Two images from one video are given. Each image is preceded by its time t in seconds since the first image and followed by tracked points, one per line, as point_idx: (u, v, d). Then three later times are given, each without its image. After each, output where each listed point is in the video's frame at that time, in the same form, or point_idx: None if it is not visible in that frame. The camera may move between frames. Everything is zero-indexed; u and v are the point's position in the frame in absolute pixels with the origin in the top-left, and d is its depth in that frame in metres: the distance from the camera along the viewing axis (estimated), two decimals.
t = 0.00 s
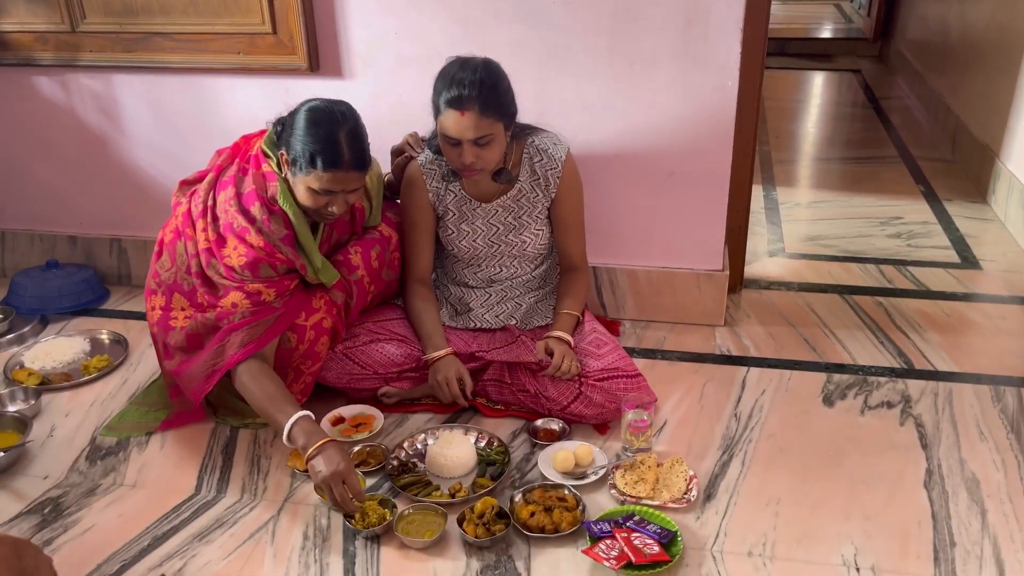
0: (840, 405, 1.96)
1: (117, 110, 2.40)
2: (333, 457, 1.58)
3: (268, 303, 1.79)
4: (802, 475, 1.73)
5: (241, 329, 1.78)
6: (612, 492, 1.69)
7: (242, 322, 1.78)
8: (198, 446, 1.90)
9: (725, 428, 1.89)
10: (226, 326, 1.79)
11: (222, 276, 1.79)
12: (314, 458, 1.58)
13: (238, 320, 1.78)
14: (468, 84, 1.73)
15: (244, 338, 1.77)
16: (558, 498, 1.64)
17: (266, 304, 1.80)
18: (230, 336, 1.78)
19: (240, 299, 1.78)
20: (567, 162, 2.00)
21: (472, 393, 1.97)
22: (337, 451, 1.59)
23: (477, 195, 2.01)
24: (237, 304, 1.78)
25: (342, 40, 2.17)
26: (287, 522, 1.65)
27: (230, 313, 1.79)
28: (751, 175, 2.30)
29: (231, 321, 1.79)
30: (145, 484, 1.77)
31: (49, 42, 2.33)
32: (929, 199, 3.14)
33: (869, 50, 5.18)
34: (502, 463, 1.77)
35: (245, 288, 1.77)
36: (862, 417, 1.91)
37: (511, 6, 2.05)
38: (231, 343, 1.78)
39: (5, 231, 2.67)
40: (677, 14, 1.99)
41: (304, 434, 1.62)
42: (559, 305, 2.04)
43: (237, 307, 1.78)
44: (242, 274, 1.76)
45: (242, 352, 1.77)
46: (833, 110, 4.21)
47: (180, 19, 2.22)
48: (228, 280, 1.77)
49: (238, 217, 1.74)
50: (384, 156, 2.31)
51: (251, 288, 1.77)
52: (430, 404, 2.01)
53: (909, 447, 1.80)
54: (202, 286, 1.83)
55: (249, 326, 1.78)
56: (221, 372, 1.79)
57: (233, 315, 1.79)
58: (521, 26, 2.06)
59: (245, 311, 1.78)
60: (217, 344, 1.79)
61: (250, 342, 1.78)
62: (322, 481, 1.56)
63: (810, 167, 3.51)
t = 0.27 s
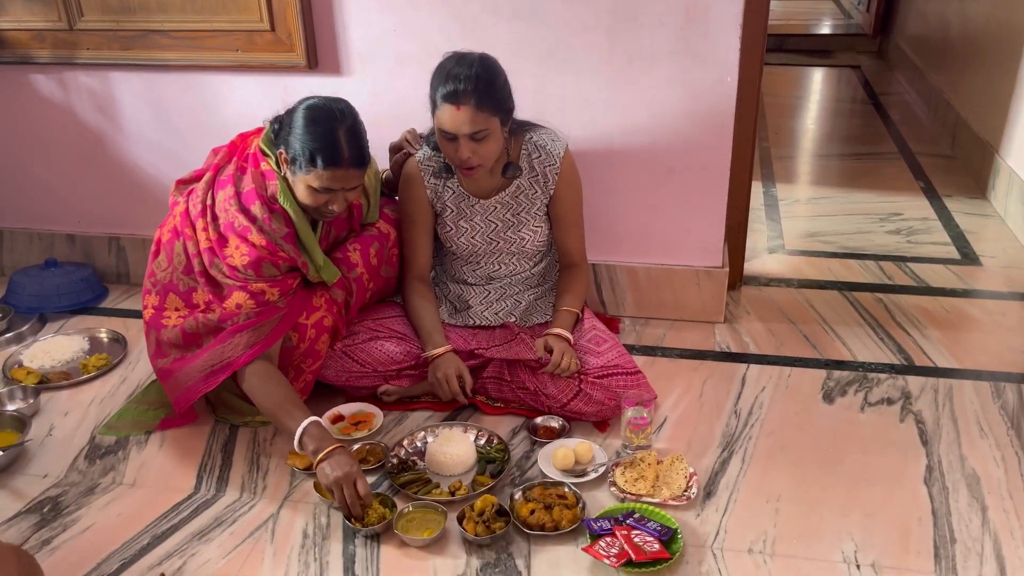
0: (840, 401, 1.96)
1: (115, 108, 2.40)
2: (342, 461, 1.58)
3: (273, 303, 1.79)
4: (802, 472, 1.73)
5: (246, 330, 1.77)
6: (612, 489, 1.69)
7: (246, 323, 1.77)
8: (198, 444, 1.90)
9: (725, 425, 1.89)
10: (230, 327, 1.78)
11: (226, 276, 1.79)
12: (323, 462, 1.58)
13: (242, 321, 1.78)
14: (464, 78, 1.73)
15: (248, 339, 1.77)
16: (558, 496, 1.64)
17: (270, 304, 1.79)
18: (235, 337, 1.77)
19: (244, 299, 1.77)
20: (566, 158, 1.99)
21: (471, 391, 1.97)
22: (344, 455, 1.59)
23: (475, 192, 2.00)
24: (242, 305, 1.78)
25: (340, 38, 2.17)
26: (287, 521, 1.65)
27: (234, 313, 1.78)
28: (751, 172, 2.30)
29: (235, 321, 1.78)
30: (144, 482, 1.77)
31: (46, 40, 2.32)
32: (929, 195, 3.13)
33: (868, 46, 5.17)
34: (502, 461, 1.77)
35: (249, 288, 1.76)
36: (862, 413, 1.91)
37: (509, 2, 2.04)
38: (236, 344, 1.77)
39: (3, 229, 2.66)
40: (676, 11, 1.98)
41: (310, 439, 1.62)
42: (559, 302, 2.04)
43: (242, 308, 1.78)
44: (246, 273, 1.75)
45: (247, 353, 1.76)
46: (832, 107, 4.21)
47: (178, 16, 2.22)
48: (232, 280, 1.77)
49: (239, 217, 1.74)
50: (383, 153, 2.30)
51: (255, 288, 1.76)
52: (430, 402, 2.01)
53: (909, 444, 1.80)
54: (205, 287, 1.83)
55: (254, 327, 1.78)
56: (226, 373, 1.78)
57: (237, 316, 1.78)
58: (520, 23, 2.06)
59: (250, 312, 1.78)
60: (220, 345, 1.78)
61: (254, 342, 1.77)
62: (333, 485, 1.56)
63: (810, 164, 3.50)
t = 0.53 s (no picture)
0: (839, 400, 1.96)
1: (113, 108, 2.40)
2: (332, 460, 1.57)
3: (272, 303, 1.79)
4: (802, 470, 1.73)
5: (245, 329, 1.77)
6: (612, 488, 1.69)
7: (246, 323, 1.77)
8: (197, 444, 1.90)
9: (725, 423, 1.89)
10: (229, 326, 1.78)
11: (226, 275, 1.78)
12: (313, 460, 1.57)
13: (241, 321, 1.78)
14: (461, 75, 1.73)
15: (247, 338, 1.77)
16: (558, 495, 1.64)
17: (269, 303, 1.79)
18: (234, 336, 1.77)
19: (243, 298, 1.77)
20: (565, 156, 1.99)
21: (471, 390, 1.97)
22: (336, 454, 1.58)
23: (474, 190, 2.00)
24: (241, 305, 1.77)
25: (339, 37, 2.17)
26: (286, 520, 1.65)
27: (234, 313, 1.78)
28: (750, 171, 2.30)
29: (235, 321, 1.78)
30: (144, 482, 1.77)
31: (45, 40, 2.32)
32: (928, 193, 3.13)
33: (866, 44, 5.17)
34: (502, 460, 1.77)
35: (249, 287, 1.76)
36: (861, 411, 1.91)
37: (508, 1, 2.04)
38: (234, 343, 1.77)
39: (1, 229, 2.66)
40: (675, 10, 1.98)
41: (303, 438, 1.62)
42: (558, 301, 2.04)
43: (241, 307, 1.77)
44: (246, 273, 1.75)
45: (246, 353, 1.76)
46: (831, 105, 4.21)
47: (176, 16, 2.21)
48: (232, 280, 1.77)
49: (239, 216, 1.74)
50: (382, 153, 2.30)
51: (255, 287, 1.76)
52: (429, 401, 2.01)
53: (909, 442, 1.80)
54: (205, 286, 1.82)
55: (253, 326, 1.77)
56: (224, 372, 1.78)
57: (236, 316, 1.78)
58: (519, 22, 2.06)
59: (249, 311, 1.77)
60: (219, 344, 1.78)
61: (254, 341, 1.77)
62: (320, 484, 1.55)
63: (808, 162, 3.50)
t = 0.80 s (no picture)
0: (838, 401, 1.96)
1: (111, 111, 2.40)
2: (343, 461, 1.56)
3: (273, 305, 1.79)
4: (801, 471, 1.74)
5: (246, 332, 1.77)
6: (611, 490, 1.69)
7: (246, 325, 1.77)
8: (196, 447, 1.90)
9: (724, 425, 1.90)
10: (230, 330, 1.78)
11: (226, 278, 1.78)
12: (325, 464, 1.57)
13: (242, 323, 1.78)
14: (460, 76, 1.74)
15: (249, 341, 1.77)
16: (557, 497, 1.64)
17: (270, 306, 1.79)
18: (235, 339, 1.77)
19: (244, 301, 1.77)
20: (564, 158, 2.00)
21: (470, 392, 1.97)
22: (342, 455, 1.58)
23: (473, 192, 2.00)
24: (242, 308, 1.78)
25: (337, 40, 2.17)
26: (286, 523, 1.65)
27: (234, 316, 1.78)
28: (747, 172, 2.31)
29: (235, 324, 1.78)
30: (143, 485, 1.77)
31: (42, 43, 2.32)
32: (924, 195, 3.14)
33: (863, 46, 5.18)
34: (501, 462, 1.77)
35: (249, 290, 1.76)
36: (859, 412, 1.92)
37: (506, 4, 2.05)
38: (236, 347, 1.77)
39: None
40: (673, 12, 1.99)
41: (311, 440, 1.61)
42: (557, 303, 2.04)
43: (242, 310, 1.78)
44: (247, 276, 1.75)
45: (247, 356, 1.76)
46: (828, 107, 4.22)
47: (174, 19, 2.21)
48: (232, 283, 1.77)
49: (239, 219, 1.74)
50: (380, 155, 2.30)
51: (255, 290, 1.76)
52: (428, 404, 2.01)
53: (907, 443, 1.81)
54: (206, 289, 1.83)
55: (254, 329, 1.77)
56: (226, 376, 1.78)
57: (237, 319, 1.78)
58: (517, 24, 2.06)
59: (250, 315, 1.77)
60: (221, 348, 1.78)
61: (255, 344, 1.77)
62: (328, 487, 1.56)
63: (805, 164, 3.51)
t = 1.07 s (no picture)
0: (832, 406, 1.97)
1: (105, 117, 2.39)
2: (335, 469, 1.57)
3: (268, 311, 1.80)
4: (795, 477, 1.74)
5: (241, 339, 1.77)
6: (606, 495, 1.69)
7: (241, 332, 1.77)
8: (190, 454, 1.89)
9: (718, 430, 1.90)
10: (225, 336, 1.78)
11: (220, 284, 1.79)
12: (317, 471, 1.57)
13: (236, 330, 1.78)
14: (452, 80, 1.74)
15: (243, 348, 1.77)
16: (551, 503, 1.64)
17: (264, 312, 1.79)
18: (230, 346, 1.77)
19: (238, 308, 1.78)
20: (557, 164, 2.00)
21: (465, 398, 1.97)
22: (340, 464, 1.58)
23: (467, 198, 2.01)
24: (236, 314, 1.78)
25: (331, 46, 2.17)
26: (279, 531, 1.64)
27: (229, 323, 1.78)
28: (741, 178, 2.31)
29: (230, 330, 1.78)
30: (136, 493, 1.76)
31: (35, 50, 2.31)
32: (918, 199, 3.15)
33: (856, 51, 5.20)
34: (495, 468, 1.77)
35: (243, 296, 1.77)
36: (853, 417, 1.92)
37: (499, 10, 2.05)
38: (231, 353, 1.77)
39: None
40: (666, 18, 1.99)
41: (307, 446, 1.61)
42: (551, 309, 2.04)
43: (236, 317, 1.78)
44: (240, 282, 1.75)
45: (242, 362, 1.76)
46: (822, 112, 4.23)
47: (168, 25, 2.21)
48: (226, 289, 1.77)
49: (232, 225, 1.74)
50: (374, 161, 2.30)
51: (249, 296, 1.77)
52: (422, 410, 2.01)
53: (901, 447, 1.81)
54: (199, 295, 1.82)
55: (249, 336, 1.78)
56: (221, 383, 1.78)
57: (231, 326, 1.78)
58: (510, 30, 2.07)
59: (244, 321, 1.78)
60: (215, 354, 1.78)
61: (249, 351, 1.77)
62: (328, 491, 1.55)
63: (800, 169, 3.52)
